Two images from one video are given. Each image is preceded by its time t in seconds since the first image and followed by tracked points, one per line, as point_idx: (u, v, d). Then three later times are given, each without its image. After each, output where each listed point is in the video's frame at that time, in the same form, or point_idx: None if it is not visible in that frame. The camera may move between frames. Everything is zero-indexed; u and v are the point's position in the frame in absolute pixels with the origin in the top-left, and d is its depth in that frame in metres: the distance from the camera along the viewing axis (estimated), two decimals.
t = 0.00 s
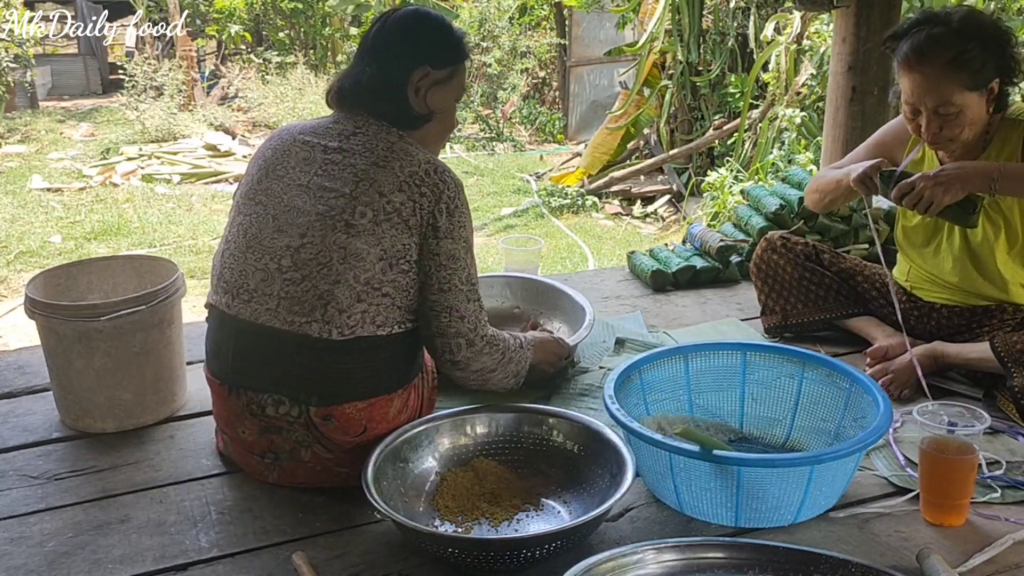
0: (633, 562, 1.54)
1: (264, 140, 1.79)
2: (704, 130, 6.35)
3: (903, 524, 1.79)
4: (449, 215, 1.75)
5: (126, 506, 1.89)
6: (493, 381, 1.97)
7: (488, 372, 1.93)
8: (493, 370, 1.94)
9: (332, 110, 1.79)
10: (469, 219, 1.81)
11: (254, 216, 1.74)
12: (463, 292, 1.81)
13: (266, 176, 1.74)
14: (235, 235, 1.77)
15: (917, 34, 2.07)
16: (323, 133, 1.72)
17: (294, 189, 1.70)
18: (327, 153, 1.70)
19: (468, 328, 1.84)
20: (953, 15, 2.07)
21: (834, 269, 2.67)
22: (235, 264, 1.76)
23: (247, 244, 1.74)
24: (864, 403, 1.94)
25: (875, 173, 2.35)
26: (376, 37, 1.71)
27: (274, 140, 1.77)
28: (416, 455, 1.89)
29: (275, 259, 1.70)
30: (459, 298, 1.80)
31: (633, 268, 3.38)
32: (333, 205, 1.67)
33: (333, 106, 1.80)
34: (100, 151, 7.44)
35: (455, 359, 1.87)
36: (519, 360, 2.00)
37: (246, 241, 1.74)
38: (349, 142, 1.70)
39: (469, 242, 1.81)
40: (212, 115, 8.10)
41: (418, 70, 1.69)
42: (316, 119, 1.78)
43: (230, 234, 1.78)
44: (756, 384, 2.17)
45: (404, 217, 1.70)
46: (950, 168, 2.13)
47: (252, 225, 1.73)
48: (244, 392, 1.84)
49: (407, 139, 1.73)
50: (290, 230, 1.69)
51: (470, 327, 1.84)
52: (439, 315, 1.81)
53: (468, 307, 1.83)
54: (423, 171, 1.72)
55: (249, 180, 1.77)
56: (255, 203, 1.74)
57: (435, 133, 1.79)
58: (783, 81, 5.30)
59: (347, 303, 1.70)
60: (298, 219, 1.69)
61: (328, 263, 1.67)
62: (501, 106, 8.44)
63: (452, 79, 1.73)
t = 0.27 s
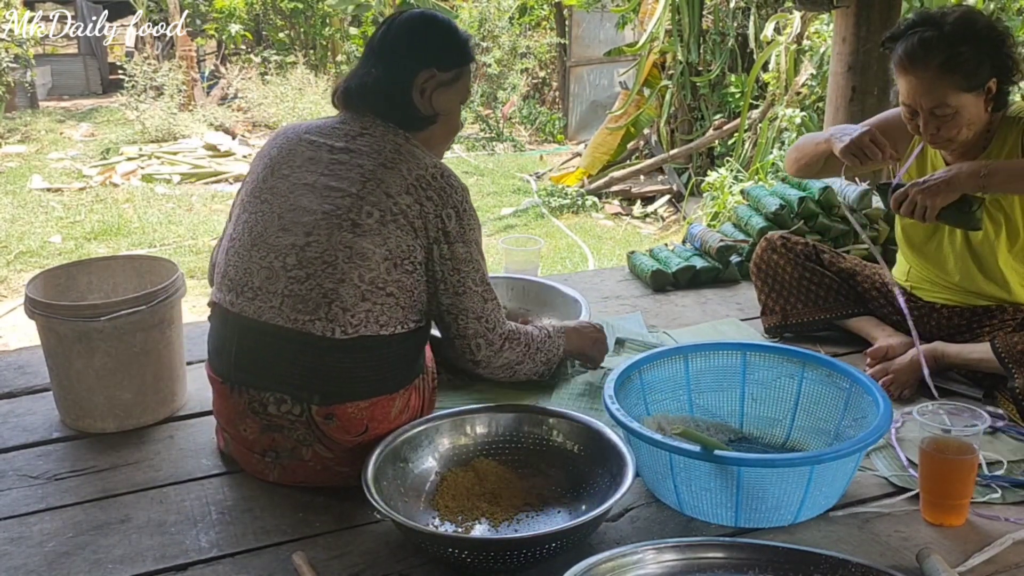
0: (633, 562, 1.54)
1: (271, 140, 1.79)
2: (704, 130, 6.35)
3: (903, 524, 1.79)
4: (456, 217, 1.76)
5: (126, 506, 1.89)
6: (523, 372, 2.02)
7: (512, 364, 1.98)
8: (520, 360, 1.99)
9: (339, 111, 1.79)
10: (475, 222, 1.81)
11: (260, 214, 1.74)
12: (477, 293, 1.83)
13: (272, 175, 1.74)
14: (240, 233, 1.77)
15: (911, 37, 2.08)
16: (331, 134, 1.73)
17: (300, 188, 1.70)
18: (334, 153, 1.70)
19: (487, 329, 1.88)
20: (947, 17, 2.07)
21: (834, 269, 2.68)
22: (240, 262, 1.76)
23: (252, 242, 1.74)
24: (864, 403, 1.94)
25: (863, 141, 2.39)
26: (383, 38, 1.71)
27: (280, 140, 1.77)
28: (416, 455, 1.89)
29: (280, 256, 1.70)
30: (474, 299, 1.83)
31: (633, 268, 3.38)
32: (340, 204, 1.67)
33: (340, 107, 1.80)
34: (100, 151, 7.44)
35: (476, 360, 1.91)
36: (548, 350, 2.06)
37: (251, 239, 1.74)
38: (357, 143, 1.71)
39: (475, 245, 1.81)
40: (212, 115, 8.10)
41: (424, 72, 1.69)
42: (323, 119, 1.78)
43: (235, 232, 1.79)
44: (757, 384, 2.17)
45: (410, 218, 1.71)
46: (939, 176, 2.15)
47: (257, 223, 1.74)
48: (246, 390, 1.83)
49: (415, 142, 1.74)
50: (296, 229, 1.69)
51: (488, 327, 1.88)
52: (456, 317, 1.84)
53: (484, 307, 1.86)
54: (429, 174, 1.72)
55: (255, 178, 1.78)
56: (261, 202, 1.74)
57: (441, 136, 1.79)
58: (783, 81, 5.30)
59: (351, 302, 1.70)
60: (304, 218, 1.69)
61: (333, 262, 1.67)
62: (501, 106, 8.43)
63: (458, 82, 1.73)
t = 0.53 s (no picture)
0: (633, 562, 1.54)
1: (272, 139, 1.79)
2: (704, 130, 6.35)
3: (903, 524, 1.79)
4: (459, 217, 1.76)
5: (126, 506, 1.89)
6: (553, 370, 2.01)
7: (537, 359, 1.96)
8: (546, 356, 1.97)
9: (340, 112, 1.79)
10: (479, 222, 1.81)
11: (261, 214, 1.74)
12: (487, 290, 1.82)
13: (273, 175, 1.74)
14: (241, 232, 1.77)
15: (908, 42, 2.08)
16: (333, 134, 1.73)
17: (302, 188, 1.70)
18: (336, 153, 1.70)
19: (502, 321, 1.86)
20: (943, 21, 2.07)
21: (834, 270, 2.68)
22: (241, 262, 1.76)
23: (253, 241, 1.74)
24: (864, 403, 1.94)
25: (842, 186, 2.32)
26: (384, 39, 1.71)
27: (282, 139, 1.77)
28: (416, 455, 1.89)
29: (281, 256, 1.70)
30: (485, 295, 1.83)
31: (633, 268, 3.38)
32: (342, 204, 1.67)
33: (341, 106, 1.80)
34: (100, 151, 7.44)
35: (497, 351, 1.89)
36: (582, 351, 2.04)
37: (252, 238, 1.74)
38: (359, 142, 1.70)
39: (480, 244, 1.80)
40: (212, 115, 8.10)
41: (426, 73, 1.70)
42: (325, 119, 1.78)
43: (236, 232, 1.79)
44: (758, 385, 2.17)
45: (412, 219, 1.71)
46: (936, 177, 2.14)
47: (258, 223, 1.74)
48: (246, 390, 1.83)
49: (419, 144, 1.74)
50: (298, 229, 1.69)
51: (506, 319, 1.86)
52: (472, 311, 1.84)
53: (495, 301, 1.84)
54: (432, 175, 1.72)
55: (257, 178, 1.77)
56: (262, 202, 1.74)
57: (443, 136, 1.79)
58: (783, 81, 5.30)
59: (352, 301, 1.70)
60: (306, 218, 1.69)
61: (335, 262, 1.67)
62: (501, 106, 8.43)
63: (459, 82, 1.74)
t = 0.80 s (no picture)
0: (633, 562, 1.54)
1: (271, 139, 1.79)
2: (704, 130, 6.35)
3: (903, 524, 1.79)
4: (460, 217, 1.76)
5: (126, 506, 1.89)
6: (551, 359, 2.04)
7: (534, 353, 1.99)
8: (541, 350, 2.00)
9: (338, 112, 1.79)
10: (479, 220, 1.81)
11: (261, 214, 1.73)
12: (485, 287, 1.83)
13: (273, 175, 1.74)
14: (241, 232, 1.76)
15: (908, 43, 2.08)
16: (333, 134, 1.72)
17: (302, 188, 1.70)
18: (336, 153, 1.70)
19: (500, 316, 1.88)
20: (943, 22, 2.06)
21: (834, 270, 2.67)
22: (241, 262, 1.75)
23: (253, 241, 1.73)
24: (864, 403, 1.94)
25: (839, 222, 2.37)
26: (382, 39, 1.71)
27: (281, 140, 1.77)
28: (416, 455, 1.88)
29: (282, 256, 1.70)
30: (484, 292, 1.84)
31: (633, 268, 3.38)
32: (343, 204, 1.67)
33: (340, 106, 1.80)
34: (100, 151, 7.44)
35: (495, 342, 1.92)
36: (579, 345, 2.08)
37: (252, 238, 1.73)
38: (360, 143, 1.70)
39: (480, 243, 1.81)
40: (212, 115, 8.09)
41: (425, 73, 1.69)
42: (325, 119, 1.78)
43: (236, 231, 1.78)
44: (758, 384, 2.17)
45: (413, 218, 1.71)
46: (933, 181, 2.15)
47: (259, 222, 1.73)
48: (246, 389, 1.83)
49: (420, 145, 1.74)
50: (298, 228, 1.69)
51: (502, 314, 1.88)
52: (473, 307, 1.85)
53: (495, 299, 1.86)
54: (433, 175, 1.72)
55: (256, 178, 1.77)
56: (262, 202, 1.74)
57: (442, 135, 1.79)
58: (783, 81, 5.30)
59: (353, 301, 1.70)
60: (306, 218, 1.68)
61: (336, 261, 1.67)
62: (501, 106, 8.43)
63: (457, 82, 1.74)
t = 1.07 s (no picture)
0: (633, 562, 1.54)
1: (266, 142, 1.80)
2: (704, 130, 6.35)
3: (903, 524, 1.79)
4: (454, 210, 1.76)
5: (126, 506, 1.89)
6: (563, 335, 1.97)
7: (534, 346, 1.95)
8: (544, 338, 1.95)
9: (333, 112, 1.80)
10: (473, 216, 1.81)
11: (258, 214, 1.74)
12: (476, 282, 1.81)
13: (270, 175, 1.74)
14: (238, 233, 1.76)
15: (910, 43, 2.08)
16: (329, 133, 1.73)
17: (299, 187, 1.70)
18: (332, 151, 1.70)
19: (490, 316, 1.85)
20: (947, 22, 2.06)
21: (834, 270, 2.67)
22: (238, 262, 1.75)
23: (251, 241, 1.73)
24: (864, 403, 1.94)
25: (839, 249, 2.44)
26: (376, 38, 1.71)
27: (277, 141, 1.78)
28: (416, 455, 1.89)
29: (279, 255, 1.70)
30: (474, 288, 1.81)
31: (633, 268, 3.38)
32: (340, 201, 1.67)
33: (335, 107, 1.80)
34: (100, 151, 7.44)
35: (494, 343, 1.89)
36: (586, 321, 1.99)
37: (250, 238, 1.73)
38: (356, 140, 1.71)
39: (475, 237, 1.80)
40: (212, 115, 8.10)
41: (419, 71, 1.70)
42: (319, 119, 1.78)
43: (233, 232, 1.78)
44: (757, 384, 2.17)
45: (409, 214, 1.71)
46: (933, 186, 2.16)
47: (256, 222, 1.73)
48: (246, 389, 1.83)
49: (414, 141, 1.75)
50: (296, 226, 1.69)
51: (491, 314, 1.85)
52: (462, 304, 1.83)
53: (485, 296, 1.83)
54: (427, 170, 1.73)
55: (252, 179, 1.78)
56: (259, 201, 1.74)
57: (438, 133, 1.79)
58: (783, 81, 5.29)
59: (352, 297, 1.70)
60: (303, 216, 1.69)
61: (334, 258, 1.67)
62: (501, 106, 8.43)
63: (451, 80, 1.74)
